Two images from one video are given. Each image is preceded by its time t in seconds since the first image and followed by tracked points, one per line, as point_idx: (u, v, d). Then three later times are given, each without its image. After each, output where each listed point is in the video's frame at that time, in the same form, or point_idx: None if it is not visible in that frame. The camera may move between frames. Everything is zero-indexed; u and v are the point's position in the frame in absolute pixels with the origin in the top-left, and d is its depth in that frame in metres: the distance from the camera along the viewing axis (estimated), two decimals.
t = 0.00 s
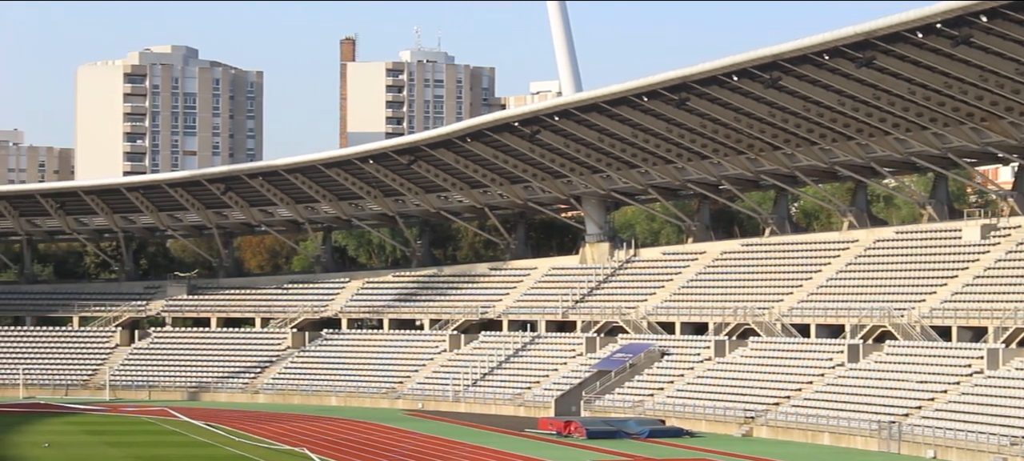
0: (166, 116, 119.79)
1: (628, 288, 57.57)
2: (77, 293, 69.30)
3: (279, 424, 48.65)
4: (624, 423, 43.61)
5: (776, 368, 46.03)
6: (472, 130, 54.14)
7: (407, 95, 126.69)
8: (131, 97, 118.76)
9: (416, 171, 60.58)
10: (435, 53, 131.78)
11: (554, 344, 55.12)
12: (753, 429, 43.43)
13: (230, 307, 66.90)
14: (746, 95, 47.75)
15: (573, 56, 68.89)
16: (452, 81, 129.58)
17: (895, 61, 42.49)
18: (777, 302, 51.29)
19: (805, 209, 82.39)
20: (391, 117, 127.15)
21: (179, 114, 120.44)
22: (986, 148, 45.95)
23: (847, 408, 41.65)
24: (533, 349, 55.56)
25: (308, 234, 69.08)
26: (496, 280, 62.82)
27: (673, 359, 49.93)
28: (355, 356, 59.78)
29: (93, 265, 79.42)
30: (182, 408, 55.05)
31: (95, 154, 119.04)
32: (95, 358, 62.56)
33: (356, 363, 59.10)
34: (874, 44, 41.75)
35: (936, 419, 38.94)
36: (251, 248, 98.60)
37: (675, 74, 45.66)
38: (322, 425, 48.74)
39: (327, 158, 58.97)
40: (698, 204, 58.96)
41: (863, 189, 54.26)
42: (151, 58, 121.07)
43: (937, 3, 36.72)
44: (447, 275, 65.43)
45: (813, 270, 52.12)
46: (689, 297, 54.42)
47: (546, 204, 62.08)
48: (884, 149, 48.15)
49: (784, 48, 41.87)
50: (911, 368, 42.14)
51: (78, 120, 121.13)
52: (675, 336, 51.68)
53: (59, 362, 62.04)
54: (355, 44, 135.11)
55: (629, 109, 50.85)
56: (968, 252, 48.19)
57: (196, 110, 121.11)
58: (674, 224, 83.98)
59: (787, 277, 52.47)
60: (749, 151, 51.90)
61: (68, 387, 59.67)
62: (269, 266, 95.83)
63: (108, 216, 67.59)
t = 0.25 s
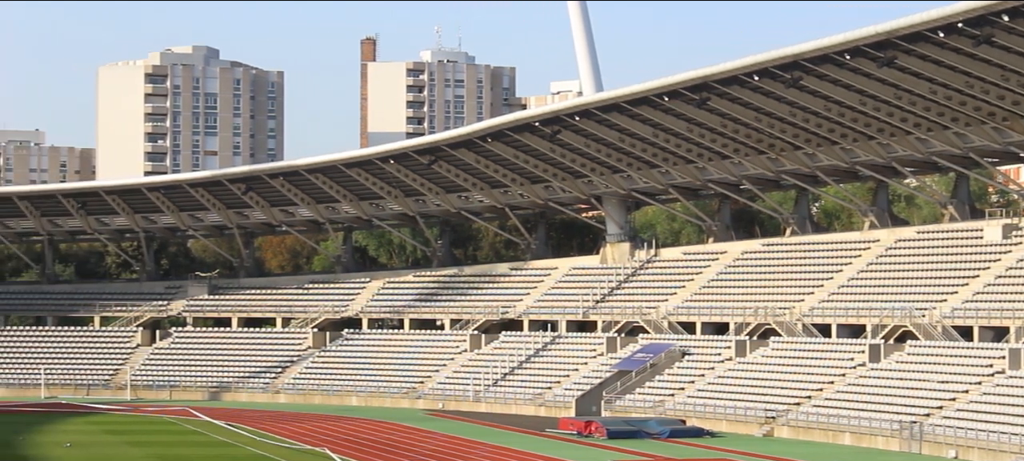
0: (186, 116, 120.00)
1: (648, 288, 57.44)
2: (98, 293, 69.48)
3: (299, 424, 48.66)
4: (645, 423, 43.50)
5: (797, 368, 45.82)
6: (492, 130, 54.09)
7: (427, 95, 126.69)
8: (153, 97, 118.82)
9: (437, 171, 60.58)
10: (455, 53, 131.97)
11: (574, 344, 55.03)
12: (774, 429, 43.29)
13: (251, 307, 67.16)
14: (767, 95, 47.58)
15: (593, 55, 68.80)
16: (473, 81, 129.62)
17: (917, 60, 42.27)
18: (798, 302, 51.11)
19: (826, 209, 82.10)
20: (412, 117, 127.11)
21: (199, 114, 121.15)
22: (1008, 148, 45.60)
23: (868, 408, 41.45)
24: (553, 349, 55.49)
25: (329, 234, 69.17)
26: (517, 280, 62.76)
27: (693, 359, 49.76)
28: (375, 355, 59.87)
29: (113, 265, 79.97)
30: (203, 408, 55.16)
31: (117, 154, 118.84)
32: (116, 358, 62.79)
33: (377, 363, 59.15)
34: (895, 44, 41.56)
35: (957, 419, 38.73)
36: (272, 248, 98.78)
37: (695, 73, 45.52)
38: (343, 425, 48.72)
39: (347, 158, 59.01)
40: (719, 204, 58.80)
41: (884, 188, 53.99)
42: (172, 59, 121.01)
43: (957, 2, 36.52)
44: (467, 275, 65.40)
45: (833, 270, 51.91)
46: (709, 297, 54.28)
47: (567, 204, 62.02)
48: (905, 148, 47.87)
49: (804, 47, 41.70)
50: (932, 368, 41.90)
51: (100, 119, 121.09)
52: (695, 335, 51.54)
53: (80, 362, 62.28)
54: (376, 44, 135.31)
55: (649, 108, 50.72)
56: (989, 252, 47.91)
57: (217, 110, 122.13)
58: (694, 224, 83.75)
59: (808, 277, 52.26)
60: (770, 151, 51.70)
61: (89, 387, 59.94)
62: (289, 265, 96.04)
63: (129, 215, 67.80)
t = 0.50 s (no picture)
0: (208, 116, 120.25)
1: (669, 287, 57.32)
2: (119, 293, 69.69)
3: (319, 424, 48.67)
4: (665, 423, 43.41)
5: (819, 368, 45.65)
6: (512, 130, 54.04)
7: (448, 95, 126.64)
8: (175, 98, 118.97)
9: (457, 171, 60.58)
10: (476, 53, 132.03)
11: (594, 344, 54.95)
12: (795, 429, 43.15)
13: (272, 307, 67.33)
14: (787, 95, 47.40)
15: (614, 55, 68.71)
16: (493, 81, 129.59)
17: (938, 60, 42.07)
18: (819, 302, 50.94)
19: (847, 209, 81.77)
20: (433, 117, 126.79)
21: (220, 114, 121.16)
22: None
23: (889, 408, 41.27)
24: (573, 349, 55.42)
25: (349, 234, 69.25)
26: (537, 280, 62.71)
27: (715, 359, 49.61)
28: (395, 354, 59.96)
29: (135, 265, 80.38)
30: (223, 408, 55.22)
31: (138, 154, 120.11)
32: (138, 358, 63.04)
33: (397, 363, 59.18)
34: (916, 43, 41.36)
35: (978, 419, 38.51)
36: (293, 248, 98.95)
37: (715, 73, 45.38)
38: (363, 425, 48.70)
39: (368, 157, 59.06)
40: (739, 204, 58.65)
41: (905, 188, 53.73)
42: (193, 59, 120.66)
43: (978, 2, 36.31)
44: (487, 275, 65.39)
45: (854, 270, 51.71)
46: (730, 297, 54.15)
47: (587, 204, 61.95)
48: (926, 148, 47.62)
49: (825, 47, 41.52)
50: (953, 368, 41.68)
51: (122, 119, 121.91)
52: (716, 335, 51.38)
53: (102, 362, 62.55)
54: (397, 44, 135.54)
55: (670, 108, 50.61)
56: (1011, 251, 47.64)
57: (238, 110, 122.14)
58: (715, 224, 83.51)
59: (828, 277, 52.08)
60: (791, 151, 51.50)
61: (111, 387, 60.22)
62: (310, 265, 96.21)
63: (150, 215, 68.01)
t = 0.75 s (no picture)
0: (228, 116, 120.62)
1: (689, 287, 57.21)
2: (140, 293, 69.95)
3: (340, 424, 48.73)
4: (685, 423, 43.31)
5: (839, 368, 45.49)
6: (532, 130, 53.99)
7: (468, 95, 126.64)
8: (195, 98, 119.03)
9: (477, 171, 60.57)
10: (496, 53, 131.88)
11: (614, 344, 54.87)
12: (815, 430, 42.99)
13: (292, 307, 67.46)
14: (808, 95, 47.22)
15: (634, 55, 68.57)
16: (513, 81, 129.52)
17: (959, 59, 41.81)
18: (839, 302, 50.78)
19: (868, 209, 81.51)
20: (452, 116, 126.97)
21: (240, 114, 121.16)
22: None
23: (909, 408, 41.10)
24: (593, 349, 55.34)
25: (369, 234, 69.35)
26: (557, 280, 62.67)
27: (735, 359, 49.46)
28: (414, 354, 60.05)
29: (155, 265, 81.19)
30: (244, 408, 55.36)
31: (157, 155, 121.31)
32: (158, 357, 63.24)
33: (417, 363, 59.20)
34: (936, 43, 41.12)
35: (999, 420, 38.31)
36: (312, 248, 99.13)
37: (735, 73, 45.24)
38: (383, 425, 48.74)
39: (388, 158, 59.09)
40: (759, 204, 58.51)
41: (926, 188, 53.48)
42: (213, 59, 121.41)
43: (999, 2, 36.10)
44: (507, 275, 65.38)
45: (874, 269, 51.50)
46: (750, 297, 54.00)
47: (607, 204, 61.87)
48: (946, 148, 47.42)
49: (845, 47, 41.34)
50: (974, 368, 41.49)
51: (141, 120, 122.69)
52: (736, 336, 51.23)
53: (122, 362, 62.78)
54: (416, 44, 135.27)
55: (690, 108, 50.48)
56: None
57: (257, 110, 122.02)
58: (735, 224, 83.35)
59: (849, 276, 51.88)
60: (811, 150, 51.32)
61: (132, 386, 60.42)
62: (330, 265, 96.41)
63: (170, 216, 68.21)
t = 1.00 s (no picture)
0: (247, 116, 121.14)
1: (708, 287, 57.09)
2: (160, 293, 70.19)
3: (359, 424, 48.79)
4: (705, 423, 43.17)
5: (859, 368, 45.32)
6: (551, 130, 53.94)
7: (487, 95, 126.61)
8: (214, 98, 119.95)
9: (496, 171, 60.55)
10: (515, 53, 131.47)
11: (634, 344, 54.79)
12: (835, 430, 42.87)
13: (312, 307, 67.59)
14: (828, 94, 47.04)
15: (654, 55, 68.42)
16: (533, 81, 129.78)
17: (979, 59, 41.59)
18: (859, 302, 50.61)
19: (888, 209, 81.19)
20: (472, 116, 127.54)
21: (260, 115, 121.32)
22: None
23: (929, 408, 40.94)
24: (612, 350, 55.26)
25: (389, 234, 69.40)
26: (576, 280, 62.64)
27: (755, 359, 49.32)
28: (433, 353, 60.13)
29: (174, 265, 81.75)
30: (264, 408, 55.50)
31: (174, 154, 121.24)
32: (178, 357, 63.43)
33: (436, 363, 59.22)
34: (956, 42, 40.90)
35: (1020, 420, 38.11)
36: (332, 248, 99.32)
37: (755, 73, 45.12)
38: (402, 425, 48.77)
39: (407, 158, 59.12)
40: (779, 204, 58.33)
41: (946, 188, 53.21)
42: (233, 60, 121.55)
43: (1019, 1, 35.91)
44: (527, 275, 65.34)
45: (895, 269, 51.30)
46: (770, 297, 53.83)
47: (627, 204, 61.79)
48: (967, 148, 47.23)
49: (865, 46, 41.17)
50: (995, 368, 41.29)
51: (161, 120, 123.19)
52: (756, 335, 51.10)
53: (142, 362, 63.01)
54: (436, 44, 135.50)
55: (709, 108, 50.34)
56: None
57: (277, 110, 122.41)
58: (755, 224, 83.19)
59: (869, 276, 51.68)
60: (831, 150, 51.15)
61: (151, 386, 60.63)
62: (350, 265, 96.60)
63: (190, 216, 68.38)
